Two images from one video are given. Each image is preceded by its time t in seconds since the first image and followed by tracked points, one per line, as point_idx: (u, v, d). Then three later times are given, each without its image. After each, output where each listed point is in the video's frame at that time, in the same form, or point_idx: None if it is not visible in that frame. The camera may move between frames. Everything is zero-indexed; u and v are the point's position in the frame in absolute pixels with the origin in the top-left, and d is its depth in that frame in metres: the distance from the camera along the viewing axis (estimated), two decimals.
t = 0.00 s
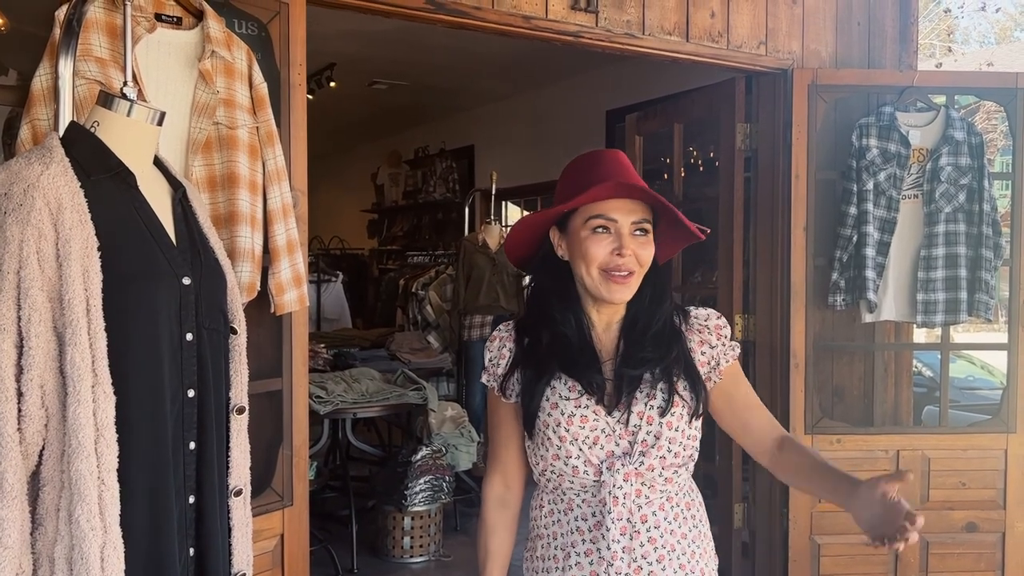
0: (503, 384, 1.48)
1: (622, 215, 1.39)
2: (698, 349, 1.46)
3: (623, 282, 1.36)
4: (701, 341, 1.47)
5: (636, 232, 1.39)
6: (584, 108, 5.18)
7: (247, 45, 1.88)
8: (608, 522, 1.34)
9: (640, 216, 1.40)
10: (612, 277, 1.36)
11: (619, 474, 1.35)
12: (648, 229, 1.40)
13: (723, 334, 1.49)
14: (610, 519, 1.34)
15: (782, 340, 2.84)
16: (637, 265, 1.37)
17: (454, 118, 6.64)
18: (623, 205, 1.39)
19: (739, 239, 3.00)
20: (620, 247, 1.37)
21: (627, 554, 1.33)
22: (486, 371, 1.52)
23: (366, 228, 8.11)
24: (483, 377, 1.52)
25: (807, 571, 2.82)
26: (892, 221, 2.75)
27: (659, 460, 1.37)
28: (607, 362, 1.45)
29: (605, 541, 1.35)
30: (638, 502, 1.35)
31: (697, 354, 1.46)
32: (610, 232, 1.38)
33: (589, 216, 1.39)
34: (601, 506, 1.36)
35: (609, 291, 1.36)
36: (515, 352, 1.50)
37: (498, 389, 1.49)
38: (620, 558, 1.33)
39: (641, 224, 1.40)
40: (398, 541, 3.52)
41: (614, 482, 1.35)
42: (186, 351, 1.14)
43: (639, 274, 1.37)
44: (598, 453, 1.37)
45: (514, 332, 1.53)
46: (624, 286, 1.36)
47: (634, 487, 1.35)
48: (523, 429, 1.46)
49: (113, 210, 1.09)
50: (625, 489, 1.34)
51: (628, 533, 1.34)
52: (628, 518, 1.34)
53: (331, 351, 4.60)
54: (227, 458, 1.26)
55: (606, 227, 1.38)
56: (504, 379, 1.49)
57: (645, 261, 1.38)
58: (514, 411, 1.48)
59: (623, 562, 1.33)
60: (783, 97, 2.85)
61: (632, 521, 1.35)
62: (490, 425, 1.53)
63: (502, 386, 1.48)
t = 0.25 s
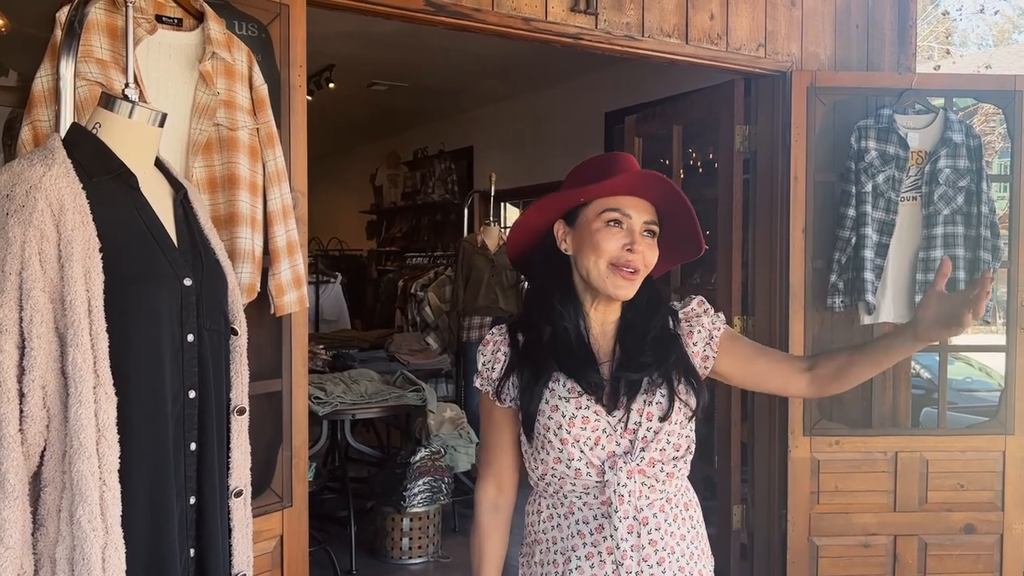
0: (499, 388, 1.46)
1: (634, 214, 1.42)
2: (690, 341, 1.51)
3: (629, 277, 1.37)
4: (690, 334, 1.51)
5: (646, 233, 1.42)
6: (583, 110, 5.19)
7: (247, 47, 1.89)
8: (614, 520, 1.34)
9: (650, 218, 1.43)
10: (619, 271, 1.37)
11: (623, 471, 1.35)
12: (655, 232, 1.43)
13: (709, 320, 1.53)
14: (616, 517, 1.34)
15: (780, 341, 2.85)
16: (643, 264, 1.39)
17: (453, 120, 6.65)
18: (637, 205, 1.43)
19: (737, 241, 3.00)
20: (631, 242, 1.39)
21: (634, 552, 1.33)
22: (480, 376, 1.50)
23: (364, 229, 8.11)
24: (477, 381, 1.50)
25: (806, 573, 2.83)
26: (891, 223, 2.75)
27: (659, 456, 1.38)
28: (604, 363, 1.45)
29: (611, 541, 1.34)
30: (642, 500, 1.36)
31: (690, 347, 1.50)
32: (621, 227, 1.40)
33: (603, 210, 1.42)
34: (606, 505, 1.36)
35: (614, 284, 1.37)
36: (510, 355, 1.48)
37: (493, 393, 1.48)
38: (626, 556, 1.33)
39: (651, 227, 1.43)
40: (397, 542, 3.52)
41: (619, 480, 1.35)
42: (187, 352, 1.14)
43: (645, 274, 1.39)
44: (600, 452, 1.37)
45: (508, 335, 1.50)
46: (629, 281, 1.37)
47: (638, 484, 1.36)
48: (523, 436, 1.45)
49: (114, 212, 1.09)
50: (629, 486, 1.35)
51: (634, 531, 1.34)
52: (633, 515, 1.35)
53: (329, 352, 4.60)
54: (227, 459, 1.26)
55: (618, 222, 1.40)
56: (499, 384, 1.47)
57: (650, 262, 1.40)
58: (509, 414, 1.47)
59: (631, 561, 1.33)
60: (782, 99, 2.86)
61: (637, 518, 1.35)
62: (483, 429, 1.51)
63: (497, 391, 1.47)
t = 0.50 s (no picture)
0: (498, 391, 1.45)
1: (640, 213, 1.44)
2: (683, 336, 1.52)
3: (635, 276, 1.38)
4: (682, 331, 1.53)
5: (649, 233, 1.43)
6: (582, 111, 5.20)
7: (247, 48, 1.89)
8: (621, 520, 1.34)
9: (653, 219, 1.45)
10: (626, 269, 1.38)
11: (629, 470, 1.36)
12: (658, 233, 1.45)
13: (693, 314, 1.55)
14: (623, 516, 1.34)
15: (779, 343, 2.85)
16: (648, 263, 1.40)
17: (452, 121, 6.65)
18: (642, 206, 1.44)
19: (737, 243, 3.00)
20: (637, 241, 1.39)
21: (640, 551, 1.34)
22: (477, 378, 1.48)
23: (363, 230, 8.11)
24: (473, 384, 1.48)
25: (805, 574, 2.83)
26: (890, 225, 2.75)
27: (663, 454, 1.39)
28: (605, 364, 1.45)
29: (617, 542, 1.35)
30: (647, 498, 1.36)
31: (684, 343, 1.52)
32: (627, 226, 1.41)
33: (610, 208, 1.43)
34: (612, 505, 1.36)
35: (620, 282, 1.38)
36: (510, 356, 1.47)
37: (491, 396, 1.47)
38: (633, 556, 1.33)
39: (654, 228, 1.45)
40: (396, 543, 3.52)
41: (625, 479, 1.35)
42: (188, 353, 1.14)
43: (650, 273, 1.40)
44: (605, 452, 1.37)
45: (506, 337, 1.49)
46: (635, 279, 1.38)
47: (644, 482, 1.37)
48: (525, 440, 1.43)
49: (115, 212, 1.09)
50: (635, 484, 1.35)
51: (641, 530, 1.35)
52: (640, 514, 1.35)
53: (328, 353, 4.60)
54: (227, 459, 1.27)
55: (625, 221, 1.42)
56: (497, 386, 1.46)
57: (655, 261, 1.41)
58: (507, 416, 1.47)
59: (637, 560, 1.33)
60: (781, 101, 2.86)
61: (644, 516, 1.35)
62: (479, 431, 1.51)
63: (496, 393, 1.46)
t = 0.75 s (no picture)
0: (500, 396, 1.43)
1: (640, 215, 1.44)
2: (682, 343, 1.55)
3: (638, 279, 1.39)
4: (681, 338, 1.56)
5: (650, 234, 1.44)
6: (581, 112, 5.20)
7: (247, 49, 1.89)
8: (632, 523, 1.36)
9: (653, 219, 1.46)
10: (629, 272, 1.39)
11: (639, 474, 1.37)
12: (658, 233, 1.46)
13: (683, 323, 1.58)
14: (635, 520, 1.36)
15: (778, 344, 2.86)
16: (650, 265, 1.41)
17: (451, 122, 6.66)
18: (642, 205, 1.45)
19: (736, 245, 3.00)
20: (640, 242, 1.40)
21: (653, 554, 1.35)
22: (476, 383, 1.44)
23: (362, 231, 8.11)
24: (473, 388, 1.45)
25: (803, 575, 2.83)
26: (888, 227, 2.76)
27: (667, 457, 1.41)
28: (611, 372, 1.45)
29: (627, 546, 1.36)
30: (655, 501, 1.39)
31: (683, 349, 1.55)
32: (629, 228, 1.42)
33: (610, 211, 1.43)
34: (621, 509, 1.37)
35: (624, 286, 1.39)
36: (512, 361, 1.44)
37: (492, 401, 1.44)
38: (642, 560, 1.35)
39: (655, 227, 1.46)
40: (394, 544, 3.52)
41: (636, 484, 1.37)
42: (189, 353, 1.14)
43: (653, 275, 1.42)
44: (614, 457, 1.38)
45: (507, 341, 1.46)
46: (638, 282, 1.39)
47: (651, 486, 1.39)
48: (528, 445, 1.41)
49: (115, 213, 1.09)
50: (645, 488, 1.37)
51: (652, 533, 1.36)
52: (650, 517, 1.37)
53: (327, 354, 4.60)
54: (227, 460, 1.27)
55: (626, 223, 1.42)
56: (500, 392, 1.43)
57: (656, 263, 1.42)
58: (509, 421, 1.45)
59: (651, 563, 1.35)
60: (780, 103, 2.87)
61: (654, 519, 1.37)
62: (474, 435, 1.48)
63: (497, 398, 1.43)
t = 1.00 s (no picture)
0: (499, 399, 1.43)
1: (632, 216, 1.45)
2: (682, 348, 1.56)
3: (634, 279, 1.39)
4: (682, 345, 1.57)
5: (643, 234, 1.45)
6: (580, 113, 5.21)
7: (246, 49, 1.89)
8: (628, 530, 1.36)
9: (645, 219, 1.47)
10: (625, 273, 1.39)
11: (637, 481, 1.38)
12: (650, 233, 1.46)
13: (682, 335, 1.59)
14: (631, 526, 1.36)
15: (776, 344, 2.86)
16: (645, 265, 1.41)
17: (450, 123, 6.66)
18: (631, 205, 1.46)
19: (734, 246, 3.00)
20: (633, 244, 1.41)
21: (647, 560, 1.36)
22: (475, 384, 1.45)
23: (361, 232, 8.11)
24: (472, 389, 1.45)
25: None
26: (887, 228, 2.77)
27: (666, 464, 1.42)
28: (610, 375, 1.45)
29: (623, 550, 1.36)
30: (652, 507, 1.39)
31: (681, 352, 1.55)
32: (621, 230, 1.43)
33: (601, 214, 1.44)
34: (618, 514, 1.38)
35: (620, 286, 1.39)
36: (511, 364, 1.44)
37: (491, 403, 1.44)
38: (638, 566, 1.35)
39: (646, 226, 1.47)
40: (393, 544, 3.52)
41: (634, 490, 1.37)
42: (189, 353, 1.14)
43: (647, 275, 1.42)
44: (612, 463, 1.38)
45: (506, 343, 1.47)
46: (634, 282, 1.39)
47: (649, 492, 1.39)
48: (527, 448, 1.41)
49: (115, 213, 1.10)
50: (643, 495, 1.38)
51: (648, 540, 1.37)
52: (646, 523, 1.37)
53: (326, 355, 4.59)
54: (227, 460, 1.27)
55: (618, 225, 1.43)
56: (499, 394, 1.43)
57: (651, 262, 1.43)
58: (509, 423, 1.45)
59: (645, 569, 1.35)
60: (779, 104, 2.87)
61: (650, 526, 1.38)
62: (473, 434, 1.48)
63: (497, 400, 1.43)
